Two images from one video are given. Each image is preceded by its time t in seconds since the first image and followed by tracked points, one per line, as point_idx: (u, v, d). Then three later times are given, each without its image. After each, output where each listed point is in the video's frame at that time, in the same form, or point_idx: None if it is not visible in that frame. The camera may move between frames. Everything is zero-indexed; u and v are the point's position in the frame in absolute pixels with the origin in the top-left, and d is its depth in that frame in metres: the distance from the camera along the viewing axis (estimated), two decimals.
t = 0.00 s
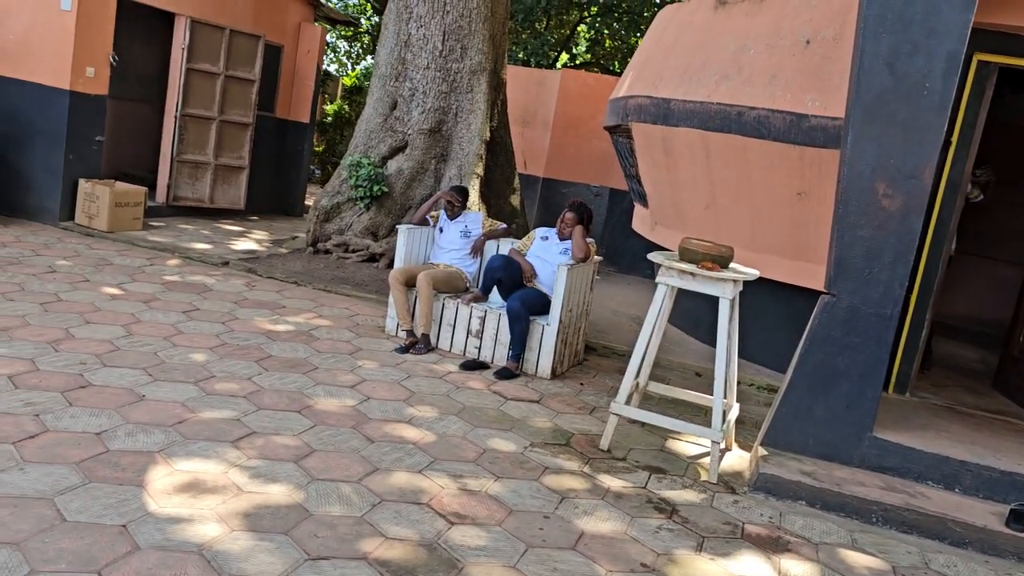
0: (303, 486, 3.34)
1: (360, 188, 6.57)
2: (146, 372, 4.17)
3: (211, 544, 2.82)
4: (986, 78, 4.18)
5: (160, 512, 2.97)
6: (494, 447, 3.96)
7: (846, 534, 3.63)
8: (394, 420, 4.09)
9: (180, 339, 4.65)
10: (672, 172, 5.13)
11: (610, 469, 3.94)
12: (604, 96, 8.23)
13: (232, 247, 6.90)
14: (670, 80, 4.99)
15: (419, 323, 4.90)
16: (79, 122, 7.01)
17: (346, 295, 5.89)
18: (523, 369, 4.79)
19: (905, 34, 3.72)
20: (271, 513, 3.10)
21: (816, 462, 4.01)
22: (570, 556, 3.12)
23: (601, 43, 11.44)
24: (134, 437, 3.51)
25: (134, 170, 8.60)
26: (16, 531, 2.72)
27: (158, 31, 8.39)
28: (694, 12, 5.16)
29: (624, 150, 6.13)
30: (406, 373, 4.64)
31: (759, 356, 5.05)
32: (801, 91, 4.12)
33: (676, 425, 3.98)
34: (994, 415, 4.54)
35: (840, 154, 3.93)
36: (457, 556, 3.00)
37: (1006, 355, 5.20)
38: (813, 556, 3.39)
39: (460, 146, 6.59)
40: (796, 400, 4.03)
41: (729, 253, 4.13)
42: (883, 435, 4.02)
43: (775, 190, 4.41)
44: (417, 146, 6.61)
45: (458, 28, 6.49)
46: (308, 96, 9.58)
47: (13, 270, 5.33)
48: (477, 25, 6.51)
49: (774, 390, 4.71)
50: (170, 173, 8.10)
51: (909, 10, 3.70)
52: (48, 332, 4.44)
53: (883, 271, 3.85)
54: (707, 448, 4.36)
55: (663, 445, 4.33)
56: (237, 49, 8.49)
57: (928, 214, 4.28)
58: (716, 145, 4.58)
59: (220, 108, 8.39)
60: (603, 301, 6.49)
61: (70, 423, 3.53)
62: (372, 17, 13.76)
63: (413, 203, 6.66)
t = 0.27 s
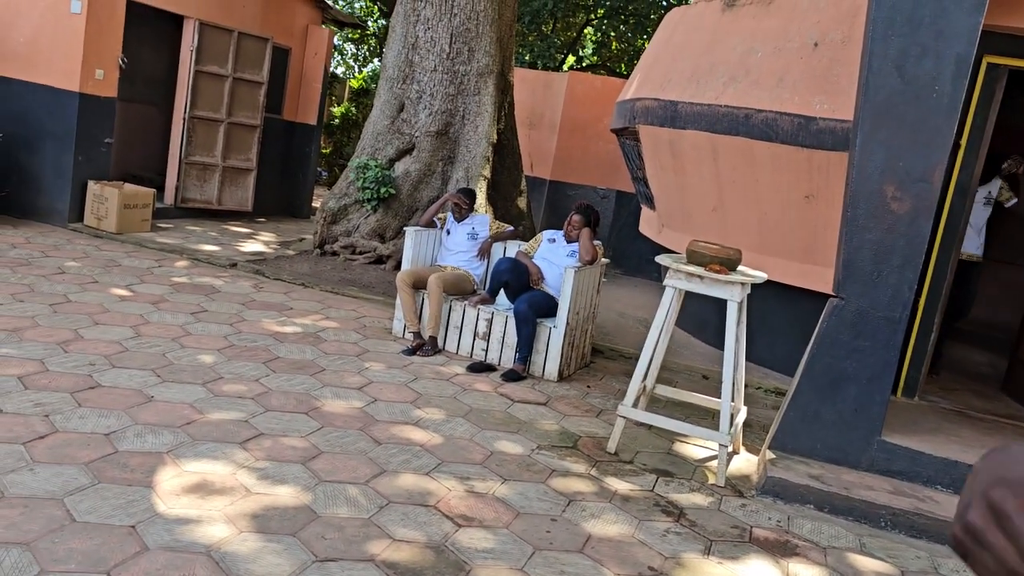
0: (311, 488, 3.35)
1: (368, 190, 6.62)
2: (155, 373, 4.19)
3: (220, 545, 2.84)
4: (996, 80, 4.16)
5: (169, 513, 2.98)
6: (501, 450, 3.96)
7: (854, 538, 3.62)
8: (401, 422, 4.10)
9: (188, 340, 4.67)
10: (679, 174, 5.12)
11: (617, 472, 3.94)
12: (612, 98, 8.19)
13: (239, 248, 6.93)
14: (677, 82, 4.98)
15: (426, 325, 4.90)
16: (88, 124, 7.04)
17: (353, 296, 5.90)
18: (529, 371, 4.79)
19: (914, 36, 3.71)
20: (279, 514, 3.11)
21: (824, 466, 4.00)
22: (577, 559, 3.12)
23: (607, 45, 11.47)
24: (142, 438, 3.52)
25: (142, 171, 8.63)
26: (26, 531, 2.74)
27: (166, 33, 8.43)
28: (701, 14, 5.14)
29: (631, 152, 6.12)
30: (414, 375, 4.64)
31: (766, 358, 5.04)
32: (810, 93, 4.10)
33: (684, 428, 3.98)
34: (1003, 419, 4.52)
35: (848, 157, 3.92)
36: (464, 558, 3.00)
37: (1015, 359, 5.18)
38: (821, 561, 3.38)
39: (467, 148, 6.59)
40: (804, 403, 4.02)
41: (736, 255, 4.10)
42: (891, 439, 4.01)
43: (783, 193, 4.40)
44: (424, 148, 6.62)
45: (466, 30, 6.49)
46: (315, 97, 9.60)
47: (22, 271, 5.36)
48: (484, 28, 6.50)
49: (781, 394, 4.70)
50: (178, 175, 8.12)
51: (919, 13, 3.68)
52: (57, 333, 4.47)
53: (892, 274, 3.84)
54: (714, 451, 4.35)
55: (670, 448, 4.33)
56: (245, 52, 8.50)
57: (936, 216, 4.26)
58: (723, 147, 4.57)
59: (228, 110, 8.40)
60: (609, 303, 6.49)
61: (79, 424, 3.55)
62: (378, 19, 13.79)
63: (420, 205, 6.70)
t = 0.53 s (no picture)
0: (304, 488, 3.35)
1: (362, 190, 6.60)
2: (148, 372, 4.18)
3: (213, 544, 2.83)
4: (989, 83, 4.16)
5: (162, 512, 2.98)
6: (495, 450, 3.96)
7: (847, 538, 3.62)
8: (395, 422, 4.09)
9: (182, 339, 4.66)
10: (674, 175, 5.12)
11: (611, 472, 3.94)
12: (606, 99, 8.17)
13: (234, 247, 6.91)
14: (672, 83, 4.98)
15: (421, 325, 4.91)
16: (82, 123, 7.03)
17: (347, 296, 5.90)
18: (523, 371, 4.79)
19: (909, 38, 3.71)
20: (273, 514, 3.10)
21: (817, 466, 4.01)
22: (571, 559, 3.12)
23: (602, 45, 11.52)
24: (136, 437, 3.51)
25: (137, 169, 8.62)
26: (18, 530, 2.73)
27: (161, 31, 8.40)
28: (696, 15, 5.15)
29: (626, 152, 6.12)
30: (408, 374, 4.64)
31: (760, 359, 5.05)
32: (804, 94, 4.11)
33: (678, 428, 3.98)
34: (995, 420, 4.53)
35: (842, 158, 3.92)
36: (458, 558, 3.00)
37: (1008, 360, 5.20)
38: (814, 561, 3.38)
39: (462, 148, 6.58)
40: (798, 404, 4.02)
41: (731, 255, 4.10)
42: (884, 440, 4.01)
43: (777, 193, 4.40)
44: (419, 148, 6.60)
45: (461, 30, 6.49)
46: (310, 96, 9.57)
47: (16, 270, 5.34)
48: (479, 27, 6.51)
49: (775, 394, 4.71)
50: (172, 173, 8.11)
51: (913, 14, 3.69)
52: (50, 332, 4.46)
53: (886, 275, 3.84)
54: (708, 451, 4.36)
55: (664, 448, 4.33)
56: (240, 51, 8.48)
57: (930, 218, 4.27)
58: (718, 148, 4.57)
59: (223, 109, 8.39)
60: (604, 304, 6.49)
61: (73, 423, 3.54)
62: (373, 18, 13.79)
63: (414, 205, 6.68)
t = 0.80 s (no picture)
0: (285, 487, 3.32)
1: (344, 187, 6.57)
2: (128, 371, 4.15)
3: (192, 544, 2.81)
4: (969, 84, 4.20)
5: (141, 512, 2.95)
6: (477, 448, 3.95)
7: (826, 536, 3.64)
8: (377, 420, 4.07)
9: (162, 337, 4.62)
10: (657, 174, 5.13)
11: (592, 471, 3.94)
12: (590, 98, 8.26)
13: (216, 245, 6.87)
14: (655, 82, 5.00)
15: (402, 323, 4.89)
16: (62, 118, 6.97)
17: (329, 294, 5.87)
18: (505, 369, 4.78)
19: (889, 40, 3.73)
20: (253, 513, 3.08)
21: (797, 465, 4.02)
22: (551, 558, 3.12)
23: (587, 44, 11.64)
24: (114, 436, 3.48)
25: (118, 166, 8.56)
26: None
27: (142, 26, 8.36)
28: (679, 15, 5.17)
29: (609, 152, 6.13)
30: (389, 373, 4.62)
31: (741, 358, 5.07)
32: (786, 95, 4.13)
33: (659, 427, 3.99)
34: (973, 419, 4.57)
35: (823, 158, 3.94)
36: (438, 557, 2.99)
37: (985, 359, 5.25)
38: (793, 559, 3.40)
39: (445, 146, 6.57)
40: (778, 402, 4.03)
41: (712, 255, 4.12)
42: (863, 439, 4.03)
43: (758, 193, 4.42)
44: (402, 146, 6.59)
45: (445, 28, 6.48)
46: (293, 93, 9.53)
47: None
48: (463, 26, 6.51)
49: (756, 393, 4.73)
50: (153, 170, 8.06)
51: (893, 16, 3.71)
52: (28, 329, 4.41)
53: (865, 275, 3.86)
54: (689, 450, 4.37)
55: (646, 447, 4.34)
56: (222, 46, 8.46)
57: (910, 218, 4.30)
58: (701, 148, 4.59)
59: (204, 105, 8.37)
60: (587, 303, 6.50)
61: (50, 422, 3.50)
62: (358, 16, 13.74)
63: (397, 203, 6.66)
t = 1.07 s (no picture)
0: (259, 484, 3.29)
1: (321, 183, 6.53)
2: (100, 367, 4.09)
3: (164, 542, 2.77)
4: (942, 83, 4.24)
5: (111, 510, 2.90)
6: (453, 444, 3.94)
7: (800, 531, 3.66)
8: (353, 416, 4.05)
9: (134, 333, 4.56)
10: (635, 171, 5.15)
11: (569, 467, 3.94)
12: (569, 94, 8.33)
13: (191, 241, 6.80)
14: (633, 79, 5.01)
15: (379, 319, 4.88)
16: (32, 111, 6.88)
17: (306, 290, 5.83)
18: (483, 366, 4.78)
19: (864, 38, 3.76)
20: (226, 510, 3.04)
21: (772, 460, 4.04)
22: (527, 553, 3.11)
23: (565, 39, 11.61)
24: (85, 433, 3.43)
25: (92, 161, 8.47)
26: None
27: (116, 19, 8.27)
28: (657, 12, 5.19)
29: (587, 148, 6.14)
30: (366, 369, 4.60)
31: (718, 354, 5.09)
32: (763, 93, 4.15)
33: (635, 423, 3.99)
34: (945, 414, 4.63)
35: (799, 156, 3.97)
36: (414, 553, 2.97)
37: (957, 356, 5.32)
38: (768, 554, 3.41)
39: (423, 141, 6.57)
40: (753, 398, 4.04)
41: (689, 252, 4.13)
42: (838, 434, 4.06)
43: (736, 190, 4.45)
44: (379, 141, 6.57)
45: (423, 23, 6.47)
46: (269, 88, 9.47)
47: None
48: (441, 21, 6.50)
49: (732, 390, 4.76)
50: (127, 164, 7.99)
51: (868, 15, 3.74)
52: None
53: (840, 271, 3.89)
54: (665, 446, 4.38)
55: (622, 443, 4.34)
56: (197, 40, 8.41)
57: (884, 215, 4.35)
58: (678, 145, 4.61)
59: (179, 99, 8.31)
60: (565, 299, 6.50)
61: (19, 419, 3.44)
62: (336, 10, 13.68)
63: (374, 198, 6.63)
